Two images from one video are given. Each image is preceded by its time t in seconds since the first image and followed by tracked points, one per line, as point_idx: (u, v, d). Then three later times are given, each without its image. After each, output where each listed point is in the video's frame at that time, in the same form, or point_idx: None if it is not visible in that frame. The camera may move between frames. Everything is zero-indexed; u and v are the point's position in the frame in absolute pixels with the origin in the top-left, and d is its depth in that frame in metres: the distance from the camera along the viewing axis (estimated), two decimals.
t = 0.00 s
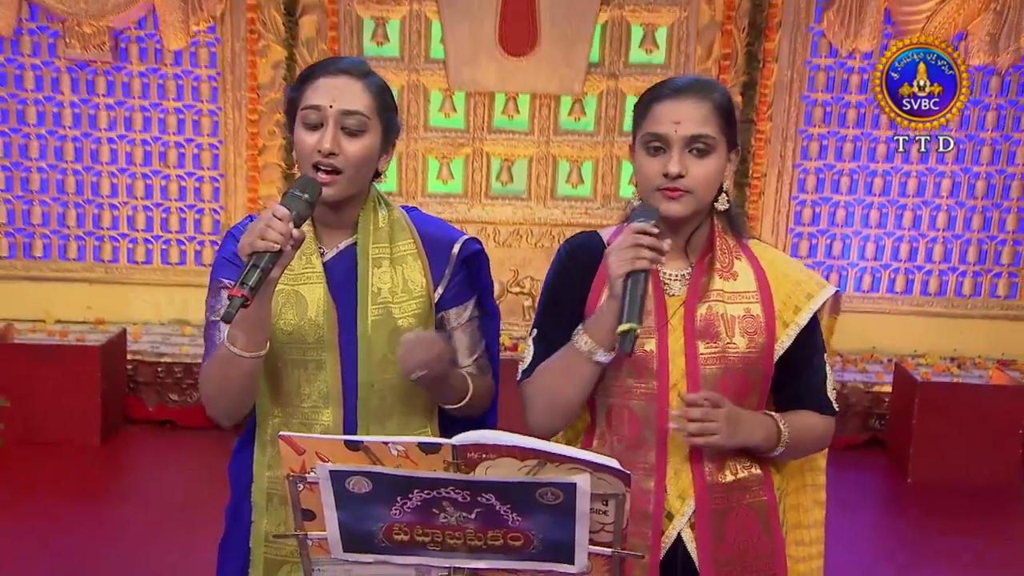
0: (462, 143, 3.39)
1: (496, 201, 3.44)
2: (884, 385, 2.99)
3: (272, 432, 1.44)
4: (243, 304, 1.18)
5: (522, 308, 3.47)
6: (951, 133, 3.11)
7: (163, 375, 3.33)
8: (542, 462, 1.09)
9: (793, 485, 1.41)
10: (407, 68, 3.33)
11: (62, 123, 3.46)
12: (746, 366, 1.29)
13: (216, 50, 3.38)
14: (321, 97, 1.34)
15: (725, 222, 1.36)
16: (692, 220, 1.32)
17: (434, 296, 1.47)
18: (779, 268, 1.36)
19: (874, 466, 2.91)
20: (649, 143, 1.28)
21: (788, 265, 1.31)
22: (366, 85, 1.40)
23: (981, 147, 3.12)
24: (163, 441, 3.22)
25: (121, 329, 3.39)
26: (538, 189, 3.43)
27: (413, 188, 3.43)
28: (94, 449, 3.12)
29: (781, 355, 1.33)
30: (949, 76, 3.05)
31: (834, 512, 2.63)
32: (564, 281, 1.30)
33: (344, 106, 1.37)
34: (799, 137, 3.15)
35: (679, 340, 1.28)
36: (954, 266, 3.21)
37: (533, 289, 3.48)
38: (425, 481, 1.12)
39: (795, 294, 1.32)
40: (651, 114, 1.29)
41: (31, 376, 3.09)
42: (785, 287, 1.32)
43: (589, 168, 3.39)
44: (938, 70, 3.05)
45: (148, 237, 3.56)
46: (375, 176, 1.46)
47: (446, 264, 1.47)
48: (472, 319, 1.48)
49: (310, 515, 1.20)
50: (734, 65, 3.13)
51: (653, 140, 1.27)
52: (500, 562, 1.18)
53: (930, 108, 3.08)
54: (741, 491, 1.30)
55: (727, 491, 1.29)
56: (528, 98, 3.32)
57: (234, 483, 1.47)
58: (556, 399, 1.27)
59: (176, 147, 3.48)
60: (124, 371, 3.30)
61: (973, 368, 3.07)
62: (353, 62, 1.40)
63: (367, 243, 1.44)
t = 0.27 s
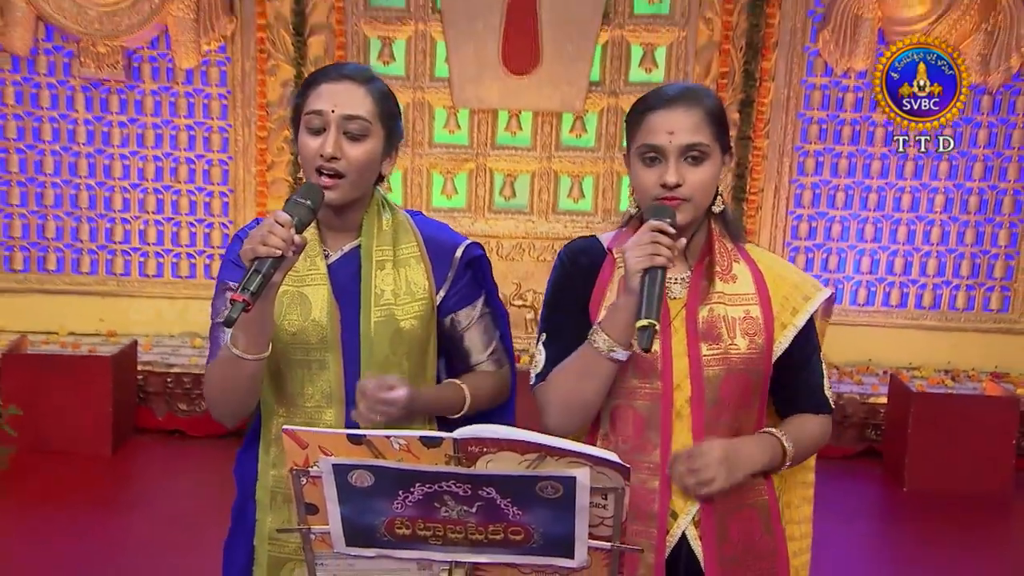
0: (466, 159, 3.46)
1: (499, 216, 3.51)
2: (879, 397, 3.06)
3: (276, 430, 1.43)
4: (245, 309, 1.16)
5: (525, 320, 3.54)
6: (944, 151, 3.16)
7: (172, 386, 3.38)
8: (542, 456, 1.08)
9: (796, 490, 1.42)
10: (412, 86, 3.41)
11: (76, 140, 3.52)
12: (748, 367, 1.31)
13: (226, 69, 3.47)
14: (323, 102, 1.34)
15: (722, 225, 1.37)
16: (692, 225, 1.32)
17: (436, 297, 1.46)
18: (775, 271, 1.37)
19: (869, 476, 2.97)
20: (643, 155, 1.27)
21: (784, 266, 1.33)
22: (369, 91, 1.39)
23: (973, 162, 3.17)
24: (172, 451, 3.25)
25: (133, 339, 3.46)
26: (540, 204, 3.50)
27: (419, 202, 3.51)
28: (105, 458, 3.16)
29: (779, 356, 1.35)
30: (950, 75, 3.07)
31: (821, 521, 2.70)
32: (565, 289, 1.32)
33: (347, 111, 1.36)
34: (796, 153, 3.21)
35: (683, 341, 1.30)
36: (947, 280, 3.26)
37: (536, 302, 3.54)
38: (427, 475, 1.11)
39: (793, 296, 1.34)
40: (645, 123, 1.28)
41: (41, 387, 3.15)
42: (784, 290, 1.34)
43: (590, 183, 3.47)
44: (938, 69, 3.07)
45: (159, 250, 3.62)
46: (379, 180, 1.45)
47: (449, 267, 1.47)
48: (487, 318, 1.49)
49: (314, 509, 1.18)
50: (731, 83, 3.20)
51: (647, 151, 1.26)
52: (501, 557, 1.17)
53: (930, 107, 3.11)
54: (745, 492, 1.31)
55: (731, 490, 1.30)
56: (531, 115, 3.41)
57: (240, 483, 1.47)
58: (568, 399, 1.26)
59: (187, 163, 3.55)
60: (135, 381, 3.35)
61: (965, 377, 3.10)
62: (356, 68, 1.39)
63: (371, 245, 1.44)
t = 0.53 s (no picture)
0: (471, 175, 3.55)
1: (504, 230, 3.60)
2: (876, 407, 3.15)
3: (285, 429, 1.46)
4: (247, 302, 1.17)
5: (529, 333, 3.62)
6: (937, 167, 3.24)
7: (185, 396, 3.47)
8: (544, 449, 1.08)
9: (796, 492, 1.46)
10: (419, 105, 3.51)
11: (93, 157, 3.62)
12: (749, 368, 1.36)
13: (239, 88, 3.56)
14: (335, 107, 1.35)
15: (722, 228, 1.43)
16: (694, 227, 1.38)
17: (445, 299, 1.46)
18: (776, 273, 1.42)
19: (864, 485, 3.09)
20: (644, 159, 1.33)
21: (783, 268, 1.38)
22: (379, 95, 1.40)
23: (966, 180, 3.23)
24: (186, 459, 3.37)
25: (147, 350, 3.55)
26: (544, 220, 3.59)
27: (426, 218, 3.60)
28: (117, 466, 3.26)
29: (780, 356, 1.40)
30: (949, 75, 3.13)
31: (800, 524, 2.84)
32: (569, 292, 1.37)
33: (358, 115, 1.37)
34: (793, 170, 3.28)
35: (684, 342, 1.34)
36: (941, 294, 3.31)
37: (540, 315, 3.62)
38: (434, 468, 1.11)
39: (792, 298, 1.39)
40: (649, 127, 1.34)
41: (57, 397, 3.25)
42: (783, 293, 1.39)
43: (592, 199, 3.56)
44: (938, 70, 3.13)
45: (173, 264, 3.70)
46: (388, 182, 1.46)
47: (458, 269, 1.47)
48: (499, 315, 1.50)
49: (320, 502, 1.18)
50: (730, 101, 3.27)
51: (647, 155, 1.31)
52: (503, 550, 1.18)
53: (930, 107, 3.16)
54: (744, 493, 1.35)
55: (731, 490, 1.34)
56: (535, 132, 3.50)
57: (250, 476, 1.51)
58: (576, 394, 1.30)
59: (200, 179, 3.64)
60: (148, 391, 3.45)
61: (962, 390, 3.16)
62: (366, 73, 1.40)
63: (381, 248, 1.44)
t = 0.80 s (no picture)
0: (477, 181, 3.66)
1: (508, 234, 3.70)
2: (870, 406, 3.25)
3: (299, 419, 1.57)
4: (266, 287, 1.23)
5: (533, 334, 3.72)
6: (930, 173, 3.32)
7: (199, 394, 3.60)
8: (547, 431, 1.17)
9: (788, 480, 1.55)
10: (427, 112, 3.62)
11: (112, 163, 3.73)
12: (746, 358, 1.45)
13: (253, 96, 3.68)
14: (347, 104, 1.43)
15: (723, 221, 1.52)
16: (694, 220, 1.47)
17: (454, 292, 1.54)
18: (774, 267, 1.52)
19: (857, 483, 3.18)
20: (647, 152, 1.42)
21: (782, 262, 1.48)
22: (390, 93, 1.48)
23: (957, 185, 3.33)
24: (203, 455, 3.51)
25: (163, 350, 3.66)
26: (548, 224, 3.69)
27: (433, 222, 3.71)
28: (134, 461, 3.40)
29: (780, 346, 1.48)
30: (949, 76, 3.19)
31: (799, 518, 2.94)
32: (574, 280, 1.47)
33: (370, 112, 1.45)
34: (789, 176, 3.37)
35: (683, 332, 1.44)
36: (934, 296, 3.39)
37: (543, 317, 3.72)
38: (439, 450, 1.20)
39: (790, 291, 1.48)
40: (649, 123, 1.43)
41: (77, 396, 3.38)
42: (782, 285, 1.48)
43: (595, 205, 3.66)
44: (938, 70, 3.19)
45: (188, 267, 3.82)
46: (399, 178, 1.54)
47: (467, 263, 1.55)
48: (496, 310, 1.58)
49: (328, 484, 1.27)
50: (728, 109, 3.37)
51: (650, 148, 1.41)
52: (505, 531, 1.27)
53: (930, 107, 3.23)
54: (737, 478, 1.44)
55: (726, 476, 1.43)
56: (539, 139, 3.61)
57: (263, 464, 1.61)
58: (578, 378, 1.39)
59: (215, 185, 3.76)
60: (164, 390, 3.57)
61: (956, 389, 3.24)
62: (377, 72, 1.48)
63: (393, 242, 1.51)
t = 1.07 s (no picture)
0: (481, 180, 3.76)
1: (512, 232, 3.80)
2: (864, 399, 3.34)
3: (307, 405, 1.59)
4: (287, 279, 1.22)
5: (535, 329, 3.82)
6: (922, 172, 3.40)
7: (211, 386, 3.71)
8: (546, 412, 1.17)
9: (784, 466, 1.57)
10: (432, 113, 3.72)
11: (127, 162, 3.85)
12: (743, 345, 1.47)
13: (264, 97, 3.79)
14: (356, 99, 1.42)
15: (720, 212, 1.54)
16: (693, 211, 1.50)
17: (458, 281, 1.53)
18: (770, 259, 1.55)
19: (851, 472, 3.28)
20: (646, 143, 1.45)
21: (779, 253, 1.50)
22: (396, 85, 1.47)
23: (949, 185, 3.41)
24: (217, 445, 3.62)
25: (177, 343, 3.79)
26: (550, 221, 3.79)
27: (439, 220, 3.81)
28: (148, 451, 3.50)
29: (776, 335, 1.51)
30: (949, 75, 3.27)
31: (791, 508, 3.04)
32: (574, 268, 1.51)
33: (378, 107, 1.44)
34: (786, 174, 3.46)
35: (680, 320, 1.46)
36: (926, 292, 3.47)
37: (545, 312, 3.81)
38: (442, 431, 1.20)
39: (787, 283, 1.51)
40: (645, 115, 1.46)
41: (94, 388, 3.49)
42: (778, 275, 1.51)
43: (596, 203, 3.77)
44: (938, 69, 3.27)
45: (201, 264, 3.93)
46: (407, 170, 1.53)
47: (471, 253, 1.54)
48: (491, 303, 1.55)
49: (333, 464, 1.27)
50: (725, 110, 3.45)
51: (650, 139, 1.44)
52: (508, 510, 1.27)
53: (930, 107, 3.31)
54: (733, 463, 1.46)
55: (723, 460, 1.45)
56: (541, 138, 3.70)
57: (272, 447, 1.64)
58: (578, 362, 1.43)
59: (227, 183, 3.86)
60: (177, 382, 3.69)
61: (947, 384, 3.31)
62: (383, 65, 1.47)
63: (399, 232, 1.51)
